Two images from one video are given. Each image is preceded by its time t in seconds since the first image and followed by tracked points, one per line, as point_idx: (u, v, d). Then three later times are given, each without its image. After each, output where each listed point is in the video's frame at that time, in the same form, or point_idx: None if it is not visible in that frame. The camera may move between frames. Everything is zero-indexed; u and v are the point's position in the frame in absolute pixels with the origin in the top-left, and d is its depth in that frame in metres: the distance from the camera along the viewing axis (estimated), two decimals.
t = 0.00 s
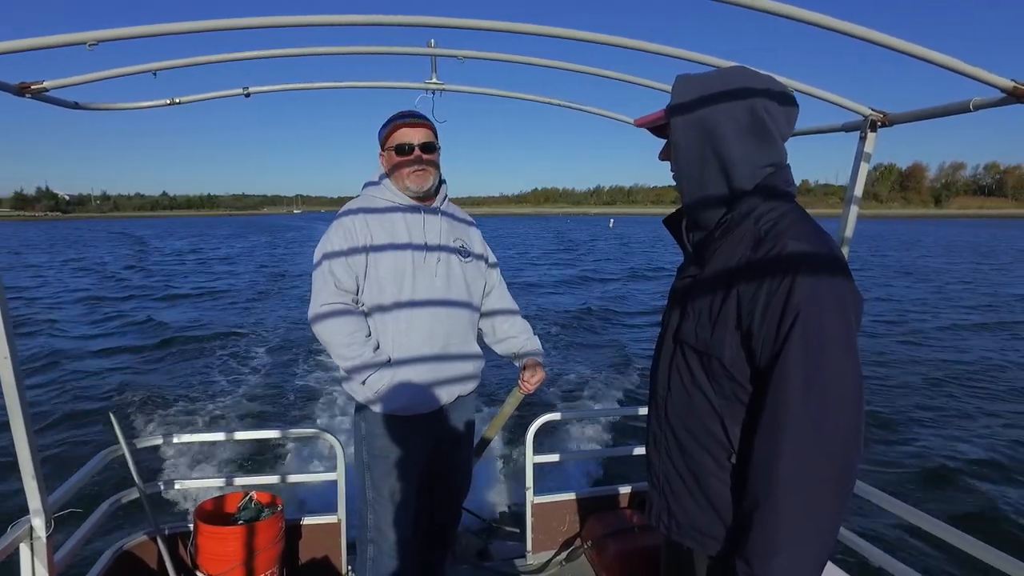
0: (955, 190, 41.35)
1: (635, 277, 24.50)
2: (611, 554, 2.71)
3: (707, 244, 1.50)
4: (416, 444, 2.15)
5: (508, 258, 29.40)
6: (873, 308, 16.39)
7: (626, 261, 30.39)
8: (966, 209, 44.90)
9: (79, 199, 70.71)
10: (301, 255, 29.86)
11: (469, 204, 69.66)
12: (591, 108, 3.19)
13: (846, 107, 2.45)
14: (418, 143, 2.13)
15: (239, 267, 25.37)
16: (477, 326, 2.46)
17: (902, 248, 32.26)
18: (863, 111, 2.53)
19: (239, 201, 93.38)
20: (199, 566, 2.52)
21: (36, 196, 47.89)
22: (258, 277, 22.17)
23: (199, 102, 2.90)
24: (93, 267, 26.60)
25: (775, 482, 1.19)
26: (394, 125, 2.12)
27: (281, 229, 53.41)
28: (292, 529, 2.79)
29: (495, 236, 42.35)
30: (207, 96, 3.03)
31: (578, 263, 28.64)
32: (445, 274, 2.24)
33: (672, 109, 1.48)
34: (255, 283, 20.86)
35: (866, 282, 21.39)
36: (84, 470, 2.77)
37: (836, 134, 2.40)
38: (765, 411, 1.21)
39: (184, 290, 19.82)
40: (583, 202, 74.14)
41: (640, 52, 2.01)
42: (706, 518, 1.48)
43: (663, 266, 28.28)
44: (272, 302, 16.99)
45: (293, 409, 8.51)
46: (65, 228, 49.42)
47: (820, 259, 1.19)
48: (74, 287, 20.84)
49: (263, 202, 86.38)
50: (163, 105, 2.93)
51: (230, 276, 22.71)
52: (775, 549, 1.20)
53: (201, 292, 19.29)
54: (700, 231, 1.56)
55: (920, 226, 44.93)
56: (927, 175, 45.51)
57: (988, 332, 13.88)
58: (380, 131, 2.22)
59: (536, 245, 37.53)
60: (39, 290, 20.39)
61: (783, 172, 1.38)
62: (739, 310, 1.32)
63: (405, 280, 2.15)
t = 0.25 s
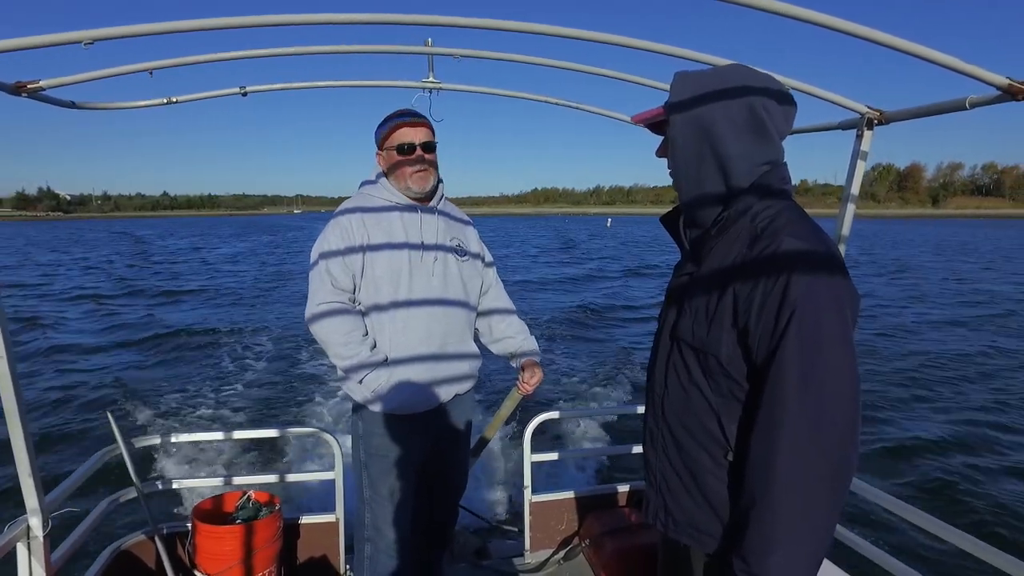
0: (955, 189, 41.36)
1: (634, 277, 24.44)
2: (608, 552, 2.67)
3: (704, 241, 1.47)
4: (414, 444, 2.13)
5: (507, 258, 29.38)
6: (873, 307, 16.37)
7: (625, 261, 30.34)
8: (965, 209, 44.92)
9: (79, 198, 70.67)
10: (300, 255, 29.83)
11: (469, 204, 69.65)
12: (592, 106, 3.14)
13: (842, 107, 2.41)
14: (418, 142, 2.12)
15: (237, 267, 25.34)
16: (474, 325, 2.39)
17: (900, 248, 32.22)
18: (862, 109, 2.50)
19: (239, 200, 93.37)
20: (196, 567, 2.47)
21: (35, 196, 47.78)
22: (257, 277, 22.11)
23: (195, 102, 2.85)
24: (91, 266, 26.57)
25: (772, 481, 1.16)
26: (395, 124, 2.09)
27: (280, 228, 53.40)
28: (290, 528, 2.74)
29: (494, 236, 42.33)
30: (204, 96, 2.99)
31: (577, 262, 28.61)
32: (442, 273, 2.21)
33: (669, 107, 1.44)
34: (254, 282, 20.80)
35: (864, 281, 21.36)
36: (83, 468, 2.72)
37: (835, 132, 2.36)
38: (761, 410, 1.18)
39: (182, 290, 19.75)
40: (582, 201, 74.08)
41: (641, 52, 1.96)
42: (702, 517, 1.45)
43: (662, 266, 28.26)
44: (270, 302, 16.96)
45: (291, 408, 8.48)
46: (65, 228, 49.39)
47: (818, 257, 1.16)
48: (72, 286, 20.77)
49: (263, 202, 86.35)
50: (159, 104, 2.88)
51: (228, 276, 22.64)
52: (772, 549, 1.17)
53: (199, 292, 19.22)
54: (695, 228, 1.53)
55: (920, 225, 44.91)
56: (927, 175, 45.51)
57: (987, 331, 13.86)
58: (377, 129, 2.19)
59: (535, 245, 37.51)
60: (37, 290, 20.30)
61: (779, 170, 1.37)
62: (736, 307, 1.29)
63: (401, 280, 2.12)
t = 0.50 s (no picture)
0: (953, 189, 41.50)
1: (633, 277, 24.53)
2: (610, 552, 2.79)
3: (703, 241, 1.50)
4: (415, 445, 2.20)
5: (506, 258, 29.51)
6: (870, 306, 16.46)
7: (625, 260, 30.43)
8: (964, 209, 45.05)
9: (79, 198, 70.83)
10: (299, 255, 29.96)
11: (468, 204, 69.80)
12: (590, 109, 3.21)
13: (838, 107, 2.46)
14: (421, 144, 2.17)
15: (237, 267, 25.47)
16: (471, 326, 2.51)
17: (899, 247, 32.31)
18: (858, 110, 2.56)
19: (239, 200, 93.47)
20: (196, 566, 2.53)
21: (37, 196, 47.90)
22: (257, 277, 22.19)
23: (195, 102, 2.90)
24: (92, 266, 26.73)
25: (770, 481, 1.19)
26: (398, 125, 2.13)
27: (280, 228, 53.56)
28: (289, 529, 2.82)
29: (494, 236, 42.48)
30: (203, 96, 3.03)
31: (575, 262, 28.74)
32: (441, 273, 2.27)
33: (668, 107, 1.48)
34: (254, 283, 20.88)
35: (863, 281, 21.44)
36: (83, 471, 2.81)
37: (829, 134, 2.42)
38: (760, 409, 1.21)
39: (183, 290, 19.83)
40: (582, 201, 74.18)
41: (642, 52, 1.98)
42: (701, 516, 1.48)
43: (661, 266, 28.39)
44: (271, 302, 17.08)
45: (291, 409, 8.57)
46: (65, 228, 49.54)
47: (817, 256, 1.18)
48: (73, 287, 20.85)
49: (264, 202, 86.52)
50: (158, 105, 2.93)
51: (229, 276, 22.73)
52: (771, 549, 1.20)
53: (199, 292, 19.30)
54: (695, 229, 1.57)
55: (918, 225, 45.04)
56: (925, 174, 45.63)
57: (985, 330, 13.92)
58: (378, 131, 2.22)
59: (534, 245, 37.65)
60: (38, 290, 20.38)
61: (778, 170, 1.40)
62: (733, 309, 1.32)
63: (400, 279, 2.18)
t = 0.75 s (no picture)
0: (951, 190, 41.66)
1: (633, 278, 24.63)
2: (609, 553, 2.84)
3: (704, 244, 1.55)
4: (416, 446, 2.25)
5: (505, 258, 29.66)
6: (867, 307, 16.57)
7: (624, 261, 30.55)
8: (962, 210, 45.21)
9: (81, 198, 71.15)
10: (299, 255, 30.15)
11: (468, 204, 70.05)
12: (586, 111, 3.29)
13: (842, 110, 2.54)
14: (424, 146, 2.21)
15: (238, 267, 25.63)
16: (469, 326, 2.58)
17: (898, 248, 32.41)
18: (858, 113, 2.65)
19: (240, 200, 93.82)
20: (197, 567, 2.61)
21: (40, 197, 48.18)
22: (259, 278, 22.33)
23: (195, 103, 2.97)
24: (93, 266, 26.90)
25: (769, 483, 1.23)
26: (401, 129, 2.17)
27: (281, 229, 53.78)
28: (290, 529, 2.89)
29: (493, 237, 42.66)
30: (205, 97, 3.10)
31: (574, 263, 28.88)
32: (442, 274, 2.32)
33: (670, 111, 1.52)
34: (256, 283, 21.01)
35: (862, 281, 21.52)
36: (86, 471, 2.90)
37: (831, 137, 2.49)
38: (761, 411, 1.25)
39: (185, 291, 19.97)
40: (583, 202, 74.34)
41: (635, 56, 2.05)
42: (702, 518, 1.53)
43: (659, 266, 28.53)
44: (271, 303, 17.21)
45: (292, 410, 8.68)
46: (67, 228, 49.84)
47: (815, 259, 1.22)
48: (76, 287, 21.00)
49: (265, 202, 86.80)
50: (159, 106, 3.01)
51: (231, 277, 22.87)
52: (770, 549, 1.24)
53: (201, 293, 19.43)
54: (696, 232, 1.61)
55: (916, 226, 45.20)
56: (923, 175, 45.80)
57: (982, 331, 13.99)
58: (379, 134, 2.25)
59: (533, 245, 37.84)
60: (42, 291, 20.54)
61: (778, 174, 1.43)
62: (733, 311, 1.36)
63: (402, 281, 2.22)
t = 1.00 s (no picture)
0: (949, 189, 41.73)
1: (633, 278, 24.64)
2: (609, 555, 2.84)
3: (704, 245, 1.54)
4: (416, 446, 2.25)
5: (504, 258, 29.68)
6: (866, 307, 16.58)
7: (624, 261, 30.56)
8: (960, 209, 45.28)
9: (80, 198, 71.13)
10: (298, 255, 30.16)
11: (468, 204, 70.10)
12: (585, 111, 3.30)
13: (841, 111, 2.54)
14: (425, 148, 2.19)
15: (237, 267, 25.64)
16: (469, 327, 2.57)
17: (898, 248, 32.40)
18: (857, 114, 2.64)
19: (240, 201, 93.89)
20: (197, 567, 2.60)
21: (41, 197, 48.29)
22: (258, 278, 22.33)
23: (194, 104, 2.97)
24: (92, 266, 26.90)
25: (770, 484, 1.23)
26: (401, 130, 2.15)
27: (280, 228, 53.79)
28: (289, 529, 2.88)
29: (493, 237, 42.68)
30: (204, 98, 3.10)
31: (572, 263, 28.90)
32: (442, 275, 2.31)
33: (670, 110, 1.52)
34: (255, 283, 21.01)
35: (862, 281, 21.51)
36: (85, 471, 2.89)
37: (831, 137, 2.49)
38: (761, 411, 1.25)
39: (185, 291, 19.96)
40: (584, 201, 74.32)
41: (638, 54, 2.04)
42: (702, 519, 1.52)
43: (658, 266, 28.54)
44: (270, 303, 17.21)
45: (291, 410, 8.68)
46: (66, 228, 49.83)
47: (817, 258, 1.22)
48: (75, 287, 21.01)
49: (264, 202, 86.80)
50: (159, 106, 3.02)
51: (230, 277, 22.86)
52: (770, 549, 1.24)
53: (201, 293, 19.42)
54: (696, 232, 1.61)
55: (914, 226, 45.27)
56: (922, 174, 45.87)
57: (982, 330, 13.99)
58: (378, 135, 2.23)
59: (532, 245, 37.88)
60: (41, 291, 20.55)
61: (778, 175, 1.44)
62: (734, 312, 1.35)
63: (402, 282, 2.21)
